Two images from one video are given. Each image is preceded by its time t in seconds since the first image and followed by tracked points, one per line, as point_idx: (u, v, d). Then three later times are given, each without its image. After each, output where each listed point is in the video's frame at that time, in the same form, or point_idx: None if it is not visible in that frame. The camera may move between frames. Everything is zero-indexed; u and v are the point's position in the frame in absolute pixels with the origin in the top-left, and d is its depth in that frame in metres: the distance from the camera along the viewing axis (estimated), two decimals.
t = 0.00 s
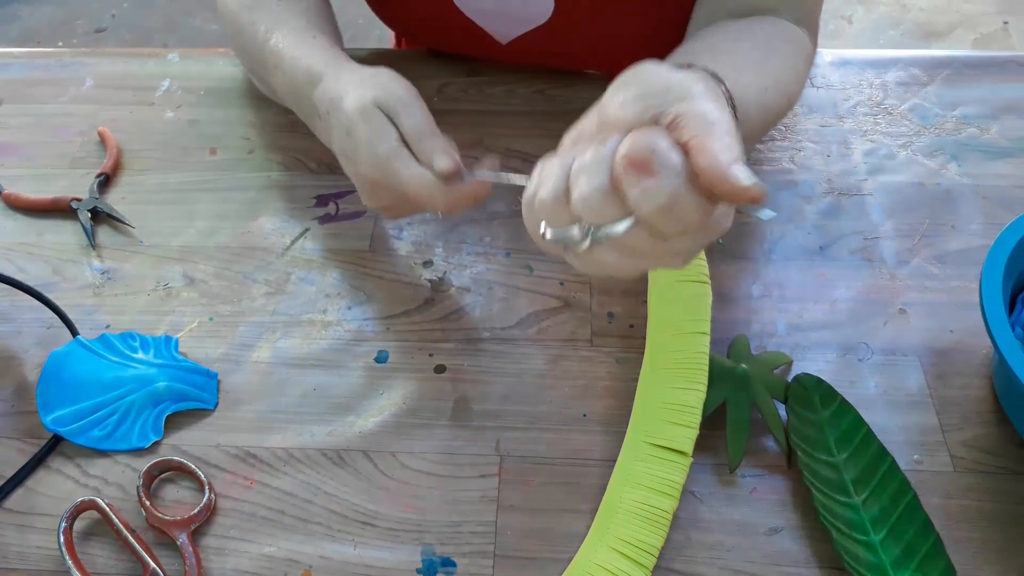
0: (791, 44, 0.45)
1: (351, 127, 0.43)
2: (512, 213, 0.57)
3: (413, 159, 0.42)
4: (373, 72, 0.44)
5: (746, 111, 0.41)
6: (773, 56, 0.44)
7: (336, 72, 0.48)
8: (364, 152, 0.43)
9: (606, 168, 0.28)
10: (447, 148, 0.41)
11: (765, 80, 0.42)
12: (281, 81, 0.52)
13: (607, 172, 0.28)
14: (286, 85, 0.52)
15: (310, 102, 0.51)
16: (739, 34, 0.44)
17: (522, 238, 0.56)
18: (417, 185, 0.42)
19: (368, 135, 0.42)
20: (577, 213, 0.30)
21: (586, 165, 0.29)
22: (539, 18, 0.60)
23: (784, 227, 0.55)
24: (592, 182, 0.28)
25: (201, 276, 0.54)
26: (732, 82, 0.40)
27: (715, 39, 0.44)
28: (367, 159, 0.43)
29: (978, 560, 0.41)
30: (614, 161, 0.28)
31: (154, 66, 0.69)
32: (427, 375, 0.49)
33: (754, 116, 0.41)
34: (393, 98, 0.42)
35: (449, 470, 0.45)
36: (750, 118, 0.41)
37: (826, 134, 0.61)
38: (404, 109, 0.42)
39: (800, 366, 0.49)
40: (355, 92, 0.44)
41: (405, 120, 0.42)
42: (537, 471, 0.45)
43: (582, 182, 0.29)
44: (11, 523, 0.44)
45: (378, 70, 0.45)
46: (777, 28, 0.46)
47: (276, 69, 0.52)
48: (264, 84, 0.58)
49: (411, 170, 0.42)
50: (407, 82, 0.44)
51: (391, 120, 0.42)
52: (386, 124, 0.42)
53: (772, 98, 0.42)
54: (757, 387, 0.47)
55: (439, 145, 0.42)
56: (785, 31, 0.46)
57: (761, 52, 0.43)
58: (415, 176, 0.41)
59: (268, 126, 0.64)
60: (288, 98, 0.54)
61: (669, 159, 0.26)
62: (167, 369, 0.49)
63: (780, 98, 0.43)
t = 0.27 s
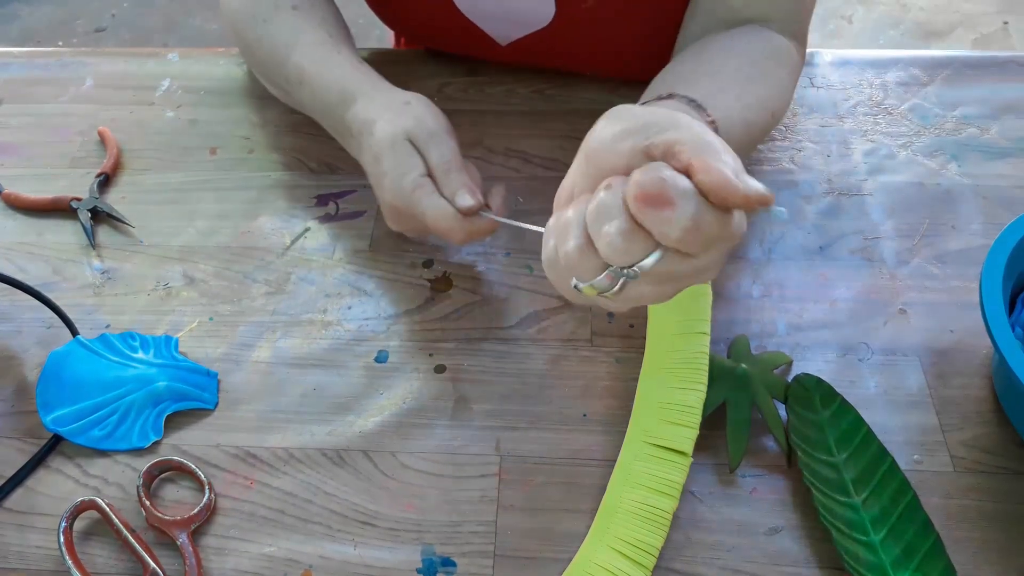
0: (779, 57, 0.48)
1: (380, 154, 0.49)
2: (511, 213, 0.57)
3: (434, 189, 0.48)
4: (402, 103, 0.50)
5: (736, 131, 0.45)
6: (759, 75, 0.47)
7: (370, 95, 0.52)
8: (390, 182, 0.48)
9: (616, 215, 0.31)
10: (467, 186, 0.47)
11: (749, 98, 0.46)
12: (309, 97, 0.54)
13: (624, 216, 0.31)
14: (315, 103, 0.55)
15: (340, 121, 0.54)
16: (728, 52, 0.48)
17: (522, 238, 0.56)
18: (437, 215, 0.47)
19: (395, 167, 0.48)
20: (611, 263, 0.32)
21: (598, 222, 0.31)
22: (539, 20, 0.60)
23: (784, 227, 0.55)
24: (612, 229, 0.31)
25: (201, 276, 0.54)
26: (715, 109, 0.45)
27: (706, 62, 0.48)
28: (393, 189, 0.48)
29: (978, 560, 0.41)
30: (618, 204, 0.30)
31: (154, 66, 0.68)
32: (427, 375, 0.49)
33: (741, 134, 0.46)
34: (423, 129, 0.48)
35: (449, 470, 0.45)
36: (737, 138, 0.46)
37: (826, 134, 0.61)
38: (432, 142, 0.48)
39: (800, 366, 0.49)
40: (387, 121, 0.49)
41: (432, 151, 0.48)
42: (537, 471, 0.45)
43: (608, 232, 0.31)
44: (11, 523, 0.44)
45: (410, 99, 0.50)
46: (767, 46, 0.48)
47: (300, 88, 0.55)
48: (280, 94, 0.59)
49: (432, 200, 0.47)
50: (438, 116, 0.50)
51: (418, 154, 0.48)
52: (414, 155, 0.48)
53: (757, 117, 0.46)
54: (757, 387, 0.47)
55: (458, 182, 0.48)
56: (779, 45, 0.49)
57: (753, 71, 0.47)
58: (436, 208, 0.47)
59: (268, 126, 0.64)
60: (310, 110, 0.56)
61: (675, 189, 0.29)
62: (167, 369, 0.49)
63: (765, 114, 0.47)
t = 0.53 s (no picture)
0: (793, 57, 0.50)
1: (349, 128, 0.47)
2: (512, 213, 0.57)
3: (396, 160, 0.45)
4: (381, 81, 0.49)
5: (751, 132, 0.47)
6: (772, 76, 0.49)
7: (352, 73, 0.50)
8: (355, 151, 0.46)
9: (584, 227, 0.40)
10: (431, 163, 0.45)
11: (764, 99, 0.48)
12: (296, 84, 0.53)
13: (608, 203, 0.40)
14: (298, 87, 0.53)
15: (320, 103, 0.52)
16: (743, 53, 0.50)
17: (522, 238, 0.56)
18: (397, 187, 0.45)
19: (362, 139, 0.46)
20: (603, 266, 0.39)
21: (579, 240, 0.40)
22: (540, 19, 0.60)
23: (784, 227, 0.55)
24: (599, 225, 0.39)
25: (201, 276, 0.54)
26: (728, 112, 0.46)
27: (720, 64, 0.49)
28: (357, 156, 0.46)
29: (978, 560, 0.41)
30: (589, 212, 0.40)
31: (154, 66, 0.68)
32: (427, 375, 0.49)
33: (756, 135, 0.48)
34: (399, 106, 0.47)
35: (449, 471, 0.45)
36: (752, 139, 0.48)
37: (826, 134, 0.61)
38: (403, 120, 0.46)
39: (801, 366, 0.49)
40: (362, 97, 0.48)
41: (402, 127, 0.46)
42: (537, 471, 0.45)
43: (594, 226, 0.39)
44: (11, 523, 0.44)
45: (389, 79, 0.49)
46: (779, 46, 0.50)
47: (287, 72, 0.53)
48: (274, 87, 0.58)
49: (394, 173, 0.45)
50: (417, 98, 0.48)
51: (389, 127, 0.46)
52: (383, 128, 0.46)
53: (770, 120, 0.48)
54: (757, 387, 0.47)
55: (423, 159, 0.46)
56: (792, 48, 0.50)
57: (766, 73, 0.49)
58: (397, 180, 0.45)
59: (268, 126, 0.64)
60: (295, 96, 0.55)
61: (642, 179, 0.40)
62: (167, 369, 0.49)
63: (778, 115, 0.49)
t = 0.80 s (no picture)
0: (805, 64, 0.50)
1: (348, 122, 0.49)
2: (512, 213, 0.57)
3: (395, 159, 0.47)
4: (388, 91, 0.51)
5: (760, 136, 0.48)
6: (780, 78, 0.49)
7: (360, 73, 0.52)
8: (338, 154, 0.48)
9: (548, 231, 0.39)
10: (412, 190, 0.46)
11: (774, 103, 0.48)
12: (294, 69, 0.54)
13: (561, 216, 0.39)
14: (297, 80, 0.54)
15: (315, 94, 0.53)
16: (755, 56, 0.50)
17: (522, 238, 0.56)
18: (391, 188, 0.46)
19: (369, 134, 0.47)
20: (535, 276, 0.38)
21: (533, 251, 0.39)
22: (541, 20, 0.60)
23: (785, 227, 0.55)
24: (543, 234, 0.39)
25: (201, 276, 0.54)
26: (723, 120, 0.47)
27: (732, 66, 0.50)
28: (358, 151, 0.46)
29: (978, 560, 0.41)
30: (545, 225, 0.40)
31: (154, 66, 0.68)
32: (427, 375, 0.49)
33: (766, 138, 0.48)
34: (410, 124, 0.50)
35: (449, 470, 0.45)
36: (761, 141, 0.48)
37: (826, 134, 0.61)
38: (415, 137, 0.50)
39: (800, 366, 0.49)
40: (353, 105, 0.49)
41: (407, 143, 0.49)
42: (537, 471, 0.45)
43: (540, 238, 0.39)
44: (11, 523, 0.44)
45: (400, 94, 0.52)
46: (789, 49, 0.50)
47: (289, 60, 0.54)
48: (264, 80, 0.59)
49: (390, 172, 0.46)
50: (421, 116, 0.52)
51: (397, 131, 0.48)
52: (394, 131, 0.48)
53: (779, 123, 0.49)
54: (757, 387, 0.47)
55: (422, 178, 0.49)
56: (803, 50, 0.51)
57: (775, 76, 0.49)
58: (393, 181, 0.46)
59: (268, 126, 0.63)
60: (285, 87, 0.55)
61: (598, 185, 0.39)
62: (167, 369, 0.49)
63: (790, 117, 0.49)
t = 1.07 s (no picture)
0: (793, 70, 0.50)
1: (339, 145, 0.49)
2: (512, 213, 0.57)
3: (383, 197, 0.46)
4: (381, 119, 0.51)
5: (742, 145, 0.47)
6: (767, 86, 0.49)
7: (358, 99, 0.52)
8: (324, 179, 0.48)
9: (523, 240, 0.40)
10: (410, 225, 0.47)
11: (757, 110, 0.48)
12: (292, 87, 0.54)
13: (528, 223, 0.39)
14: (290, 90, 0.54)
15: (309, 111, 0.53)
16: (742, 65, 0.50)
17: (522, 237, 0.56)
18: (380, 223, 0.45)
19: (360, 168, 0.47)
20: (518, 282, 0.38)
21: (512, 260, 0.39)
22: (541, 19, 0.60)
23: (785, 227, 0.55)
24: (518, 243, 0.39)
25: (201, 276, 0.54)
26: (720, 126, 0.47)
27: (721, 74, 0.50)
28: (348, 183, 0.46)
29: (978, 560, 0.41)
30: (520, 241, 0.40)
31: (154, 66, 0.68)
32: (427, 375, 0.49)
33: (749, 146, 0.48)
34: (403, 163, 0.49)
35: (449, 470, 0.45)
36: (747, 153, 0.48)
37: (826, 134, 0.61)
38: (406, 174, 0.49)
39: (800, 366, 0.49)
40: (345, 134, 0.49)
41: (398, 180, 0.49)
42: (537, 471, 0.45)
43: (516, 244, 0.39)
44: (11, 523, 0.44)
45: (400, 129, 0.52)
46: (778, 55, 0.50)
47: (288, 75, 0.54)
48: (261, 85, 0.58)
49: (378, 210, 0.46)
50: (413, 151, 0.51)
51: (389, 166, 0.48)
52: (388, 171, 0.48)
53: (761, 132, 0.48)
54: (757, 387, 0.47)
55: (408, 217, 0.48)
56: (788, 55, 0.50)
57: (761, 84, 0.49)
58: (381, 219, 0.45)
59: (268, 126, 0.63)
60: (282, 100, 0.55)
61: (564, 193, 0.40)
62: (167, 369, 0.49)
63: (774, 124, 0.49)
